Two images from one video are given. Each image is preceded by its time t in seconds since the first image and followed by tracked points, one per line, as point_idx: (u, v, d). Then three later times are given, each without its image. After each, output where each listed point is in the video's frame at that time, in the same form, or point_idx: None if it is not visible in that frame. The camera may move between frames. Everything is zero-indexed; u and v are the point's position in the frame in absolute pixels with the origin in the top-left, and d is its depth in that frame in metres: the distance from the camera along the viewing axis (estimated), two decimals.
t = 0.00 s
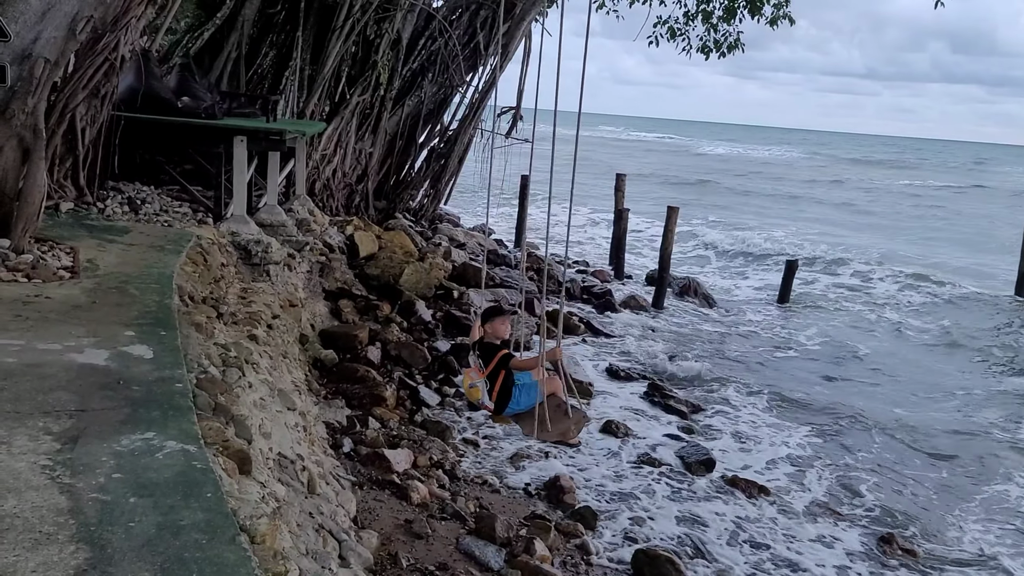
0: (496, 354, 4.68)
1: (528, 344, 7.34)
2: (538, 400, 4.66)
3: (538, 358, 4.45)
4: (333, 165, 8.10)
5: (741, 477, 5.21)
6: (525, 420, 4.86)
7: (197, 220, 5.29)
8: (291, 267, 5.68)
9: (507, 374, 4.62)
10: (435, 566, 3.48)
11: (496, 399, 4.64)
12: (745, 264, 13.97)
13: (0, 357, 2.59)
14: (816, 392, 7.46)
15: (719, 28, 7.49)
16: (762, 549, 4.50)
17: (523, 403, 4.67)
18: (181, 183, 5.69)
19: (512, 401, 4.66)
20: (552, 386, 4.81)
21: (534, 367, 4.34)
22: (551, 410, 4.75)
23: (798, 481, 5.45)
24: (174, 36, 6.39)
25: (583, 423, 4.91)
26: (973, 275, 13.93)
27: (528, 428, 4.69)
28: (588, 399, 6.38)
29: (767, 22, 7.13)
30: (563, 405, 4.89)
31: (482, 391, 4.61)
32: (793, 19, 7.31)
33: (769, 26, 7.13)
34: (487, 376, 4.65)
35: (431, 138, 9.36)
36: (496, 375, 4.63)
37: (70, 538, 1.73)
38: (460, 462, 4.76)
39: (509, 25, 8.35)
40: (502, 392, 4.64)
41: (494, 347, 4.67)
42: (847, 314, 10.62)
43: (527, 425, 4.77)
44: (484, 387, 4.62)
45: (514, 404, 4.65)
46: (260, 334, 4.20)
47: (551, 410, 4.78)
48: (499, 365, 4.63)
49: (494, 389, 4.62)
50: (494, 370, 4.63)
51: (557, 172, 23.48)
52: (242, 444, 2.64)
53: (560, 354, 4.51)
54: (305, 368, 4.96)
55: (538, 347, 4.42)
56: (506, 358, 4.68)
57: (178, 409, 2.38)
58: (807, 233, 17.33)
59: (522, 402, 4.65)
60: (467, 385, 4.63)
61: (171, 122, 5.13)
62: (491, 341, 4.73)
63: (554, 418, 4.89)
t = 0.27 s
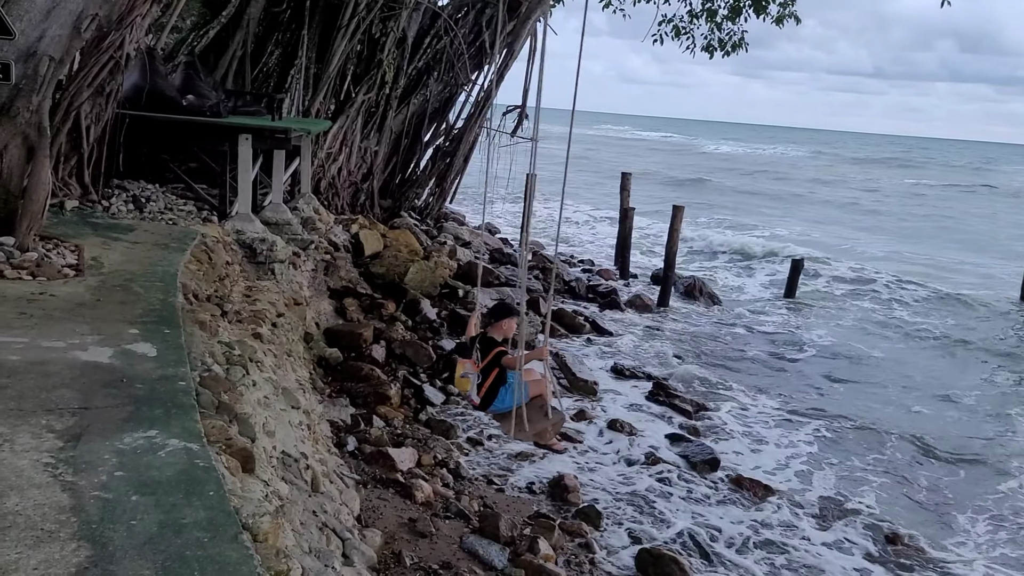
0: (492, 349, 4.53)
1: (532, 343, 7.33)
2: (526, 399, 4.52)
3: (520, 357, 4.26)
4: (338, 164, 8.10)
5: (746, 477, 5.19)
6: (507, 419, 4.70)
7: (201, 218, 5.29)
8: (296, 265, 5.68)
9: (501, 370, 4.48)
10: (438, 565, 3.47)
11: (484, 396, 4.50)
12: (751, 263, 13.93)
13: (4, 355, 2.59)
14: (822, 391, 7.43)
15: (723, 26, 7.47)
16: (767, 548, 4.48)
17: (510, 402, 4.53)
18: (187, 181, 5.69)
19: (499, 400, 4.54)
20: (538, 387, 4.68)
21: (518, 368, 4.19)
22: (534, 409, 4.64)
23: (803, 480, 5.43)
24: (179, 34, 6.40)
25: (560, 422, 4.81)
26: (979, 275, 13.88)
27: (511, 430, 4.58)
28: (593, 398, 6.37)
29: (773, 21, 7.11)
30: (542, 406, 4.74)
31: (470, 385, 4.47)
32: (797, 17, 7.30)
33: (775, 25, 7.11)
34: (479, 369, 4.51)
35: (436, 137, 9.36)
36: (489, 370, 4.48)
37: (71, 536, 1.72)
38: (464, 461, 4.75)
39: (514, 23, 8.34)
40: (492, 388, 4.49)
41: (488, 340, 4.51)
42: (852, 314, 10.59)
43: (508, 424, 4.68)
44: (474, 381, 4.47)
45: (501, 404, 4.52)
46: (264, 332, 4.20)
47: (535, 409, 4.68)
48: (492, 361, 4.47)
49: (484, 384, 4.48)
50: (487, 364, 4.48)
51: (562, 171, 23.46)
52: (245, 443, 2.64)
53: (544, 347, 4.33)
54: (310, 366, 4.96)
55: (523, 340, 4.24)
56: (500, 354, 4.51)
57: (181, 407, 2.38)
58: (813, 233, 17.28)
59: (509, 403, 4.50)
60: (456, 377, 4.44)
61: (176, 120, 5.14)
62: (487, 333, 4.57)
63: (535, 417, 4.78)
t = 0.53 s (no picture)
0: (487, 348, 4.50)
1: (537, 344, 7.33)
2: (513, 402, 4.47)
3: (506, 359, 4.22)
4: (344, 165, 8.12)
5: (751, 480, 5.18)
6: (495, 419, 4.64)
7: (208, 219, 5.30)
8: (302, 267, 5.69)
9: (493, 371, 4.48)
10: (443, 567, 3.47)
11: (475, 395, 4.53)
12: (756, 265, 13.92)
13: (12, 355, 2.61)
14: (827, 394, 7.42)
15: (729, 28, 7.47)
16: (772, 551, 4.48)
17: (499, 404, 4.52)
18: (193, 182, 5.71)
19: (490, 400, 4.55)
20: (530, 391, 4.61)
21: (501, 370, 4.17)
22: (522, 412, 4.55)
23: (809, 483, 5.42)
24: (186, 36, 6.42)
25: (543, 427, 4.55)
26: (985, 277, 13.84)
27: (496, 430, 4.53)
28: (597, 400, 6.37)
29: (779, 23, 7.09)
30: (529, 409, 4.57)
31: (463, 382, 4.54)
32: (802, 19, 7.29)
33: (781, 26, 7.10)
34: (474, 368, 4.54)
35: (441, 138, 9.38)
36: (481, 370, 4.49)
37: (78, 536, 1.73)
38: (469, 463, 4.75)
39: (519, 25, 8.34)
40: (482, 388, 4.50)
41: (485, 340, 4.50)
42: (858, 316, 10.57)
43: (496, 424, 4.66)
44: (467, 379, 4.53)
45: (490, 404, 4.53)
46: (270, 333, 4.22)
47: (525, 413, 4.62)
48: (485, 362, 4.48)
49: (475, 383, 4.50)
50: (480, 364, 4.49)
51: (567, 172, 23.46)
52: (251, 443, 2.64)
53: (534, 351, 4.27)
54: (315, 367, 4.97)
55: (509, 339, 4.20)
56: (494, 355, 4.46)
57: (187, 408, 2.39)
58: (818, 235, 17.25)
59: (497, 404, 4.49)
60: (452, 371, 4.60)
61: (183, 121, 5.15)
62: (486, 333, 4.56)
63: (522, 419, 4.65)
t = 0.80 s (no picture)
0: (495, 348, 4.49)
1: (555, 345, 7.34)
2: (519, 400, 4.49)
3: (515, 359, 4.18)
4: (363, 166, 8.16)
5: (770, 482, 5.14)
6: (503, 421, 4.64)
7: (229, 220, 5.35)
8: (322, 267, 5.72)
9: (501, 370, 4.45)
10: (462, 567, 3.48)
11: (483, 395, 4.50)
12: (775, 267, 13.83)
13: (39, 353, 2.64)
14: (847, 397, 7.36)
15: (749, 29, 7.43)
16: (791, 555, 4.45)
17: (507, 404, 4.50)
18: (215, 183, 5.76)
19: (497, 400, 4.53)
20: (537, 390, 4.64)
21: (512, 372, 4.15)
22: (529, 411, 4.56)
23: (829, 487, 5.38)
24: (208, 37, 6.48)
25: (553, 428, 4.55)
26: (1008, 280, 13.68)
27: (503, 430, 4.51)
28: (615, 401, 6.35)
29: (800, 23, 7.05)
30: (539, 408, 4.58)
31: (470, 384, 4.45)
32: (823, 19, 7.24)
33: (802, 27, 7.06)
34: (481, 369, 4.52)
35: (460, 139, 9.41)
36: (490, 371, 4.47)
37: (104, 532, 1.75)
38: (487, 463, 4.76)
39: (538, 26, 8.35)
40: (490, 388, 4.49)
41: (493, 340, 4.47)
42: (879, 319, 10.48)
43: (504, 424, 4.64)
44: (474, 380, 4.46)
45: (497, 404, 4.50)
46: (290, 333, 4.24)
47: (532, 412, 4.64)
48: (493, 362, 4.45)
49: (483, 384, 4.47)
50: (488, 365, 4.46)
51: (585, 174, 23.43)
52: (272, 441, 2.66)
53: (542, 351, 4.25)
54: (334, 366, 5.00)
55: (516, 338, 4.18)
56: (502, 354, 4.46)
57: (210, 406, 2.41)
58: (837, 236, 17.13)
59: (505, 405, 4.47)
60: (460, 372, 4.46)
61: (205, 122, 5.20)
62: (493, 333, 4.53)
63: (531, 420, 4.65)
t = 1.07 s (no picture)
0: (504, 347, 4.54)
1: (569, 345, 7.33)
2: (531, 400, 4.43)
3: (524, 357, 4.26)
4: (378, 165, 8.17)
5: (785, 484, 5.11)
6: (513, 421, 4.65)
7: (245, 218, 5.37)
8: (336, 265, 5.74)
9: (510, 369, 4.52)
10: (474, 566, 3.48)
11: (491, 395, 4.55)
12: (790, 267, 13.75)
13: (55, 350, 2.66)
14: (863, 398, 7.31)
15: (765, 27, 7.39)
16: (806, 557, 4.42)
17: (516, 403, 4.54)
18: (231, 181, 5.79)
19: (506, 400, 4.55)
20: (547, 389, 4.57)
21: (522, 368, 4.22)
22: (538, 410, 4.55)
23: (844, 488, 5.34)
24: (224, 37, 6.51)
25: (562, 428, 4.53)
26: None
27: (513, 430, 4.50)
28: (628, 401, 6.34)
29: (817, 21, 7.00)
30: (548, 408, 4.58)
31: (479, 382, 4.55)
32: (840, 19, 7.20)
33: (819, 25, 7.00)
34: (489, 368, 4.56)
35: (474, 138, 9.40)
36: (497, 370, 4.52)
37: (118, 528, 1.76)
38: (501, 462, 4.76)
39: (553, 25, 8.33)
40: (499, 387, 4.53)
41: (500, 340, 4.54)
42: (895, 320, 10.40)
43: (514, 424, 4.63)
44: (483, 379, 4.54)
45: (506, 404, 4.54)
46: (305, 331, 4.26)
47: (542, 410, 4.60)
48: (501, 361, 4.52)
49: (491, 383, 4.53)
50: (496, 364, 4.53)
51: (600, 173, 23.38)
52: (286, 439, 2.67)
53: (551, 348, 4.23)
54: (348, 365, 5.01)
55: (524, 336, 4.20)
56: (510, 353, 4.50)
57: (224, 404, 2.42)
58: (854, 236, 17.01)
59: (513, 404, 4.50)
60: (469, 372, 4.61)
61: (221, 121, 5.23)
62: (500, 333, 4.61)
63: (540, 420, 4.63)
